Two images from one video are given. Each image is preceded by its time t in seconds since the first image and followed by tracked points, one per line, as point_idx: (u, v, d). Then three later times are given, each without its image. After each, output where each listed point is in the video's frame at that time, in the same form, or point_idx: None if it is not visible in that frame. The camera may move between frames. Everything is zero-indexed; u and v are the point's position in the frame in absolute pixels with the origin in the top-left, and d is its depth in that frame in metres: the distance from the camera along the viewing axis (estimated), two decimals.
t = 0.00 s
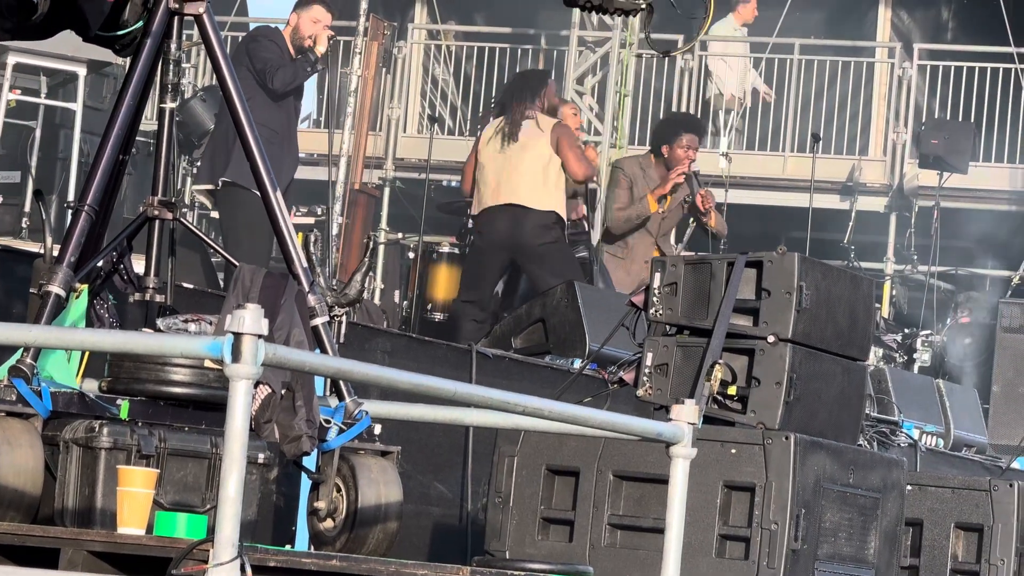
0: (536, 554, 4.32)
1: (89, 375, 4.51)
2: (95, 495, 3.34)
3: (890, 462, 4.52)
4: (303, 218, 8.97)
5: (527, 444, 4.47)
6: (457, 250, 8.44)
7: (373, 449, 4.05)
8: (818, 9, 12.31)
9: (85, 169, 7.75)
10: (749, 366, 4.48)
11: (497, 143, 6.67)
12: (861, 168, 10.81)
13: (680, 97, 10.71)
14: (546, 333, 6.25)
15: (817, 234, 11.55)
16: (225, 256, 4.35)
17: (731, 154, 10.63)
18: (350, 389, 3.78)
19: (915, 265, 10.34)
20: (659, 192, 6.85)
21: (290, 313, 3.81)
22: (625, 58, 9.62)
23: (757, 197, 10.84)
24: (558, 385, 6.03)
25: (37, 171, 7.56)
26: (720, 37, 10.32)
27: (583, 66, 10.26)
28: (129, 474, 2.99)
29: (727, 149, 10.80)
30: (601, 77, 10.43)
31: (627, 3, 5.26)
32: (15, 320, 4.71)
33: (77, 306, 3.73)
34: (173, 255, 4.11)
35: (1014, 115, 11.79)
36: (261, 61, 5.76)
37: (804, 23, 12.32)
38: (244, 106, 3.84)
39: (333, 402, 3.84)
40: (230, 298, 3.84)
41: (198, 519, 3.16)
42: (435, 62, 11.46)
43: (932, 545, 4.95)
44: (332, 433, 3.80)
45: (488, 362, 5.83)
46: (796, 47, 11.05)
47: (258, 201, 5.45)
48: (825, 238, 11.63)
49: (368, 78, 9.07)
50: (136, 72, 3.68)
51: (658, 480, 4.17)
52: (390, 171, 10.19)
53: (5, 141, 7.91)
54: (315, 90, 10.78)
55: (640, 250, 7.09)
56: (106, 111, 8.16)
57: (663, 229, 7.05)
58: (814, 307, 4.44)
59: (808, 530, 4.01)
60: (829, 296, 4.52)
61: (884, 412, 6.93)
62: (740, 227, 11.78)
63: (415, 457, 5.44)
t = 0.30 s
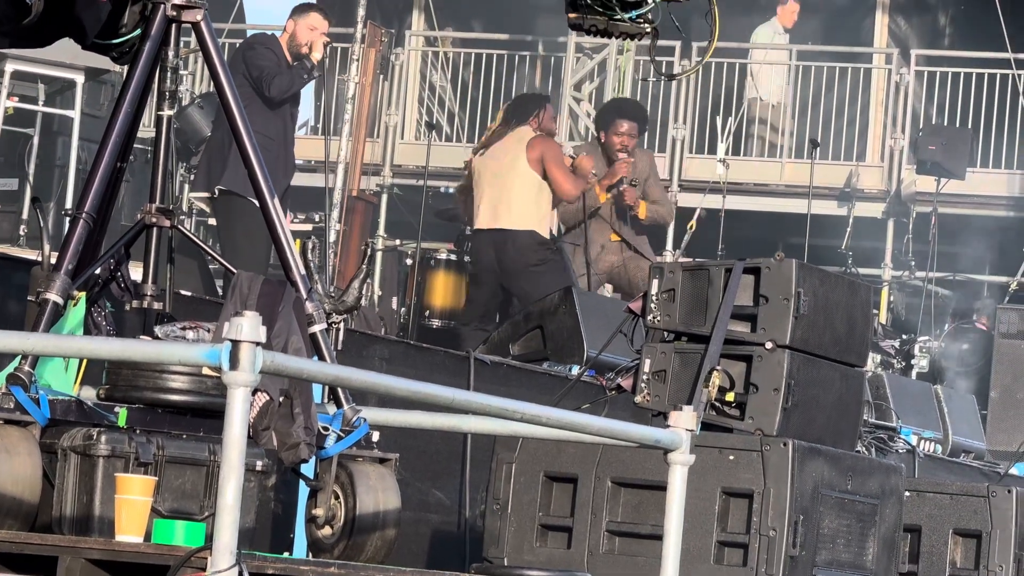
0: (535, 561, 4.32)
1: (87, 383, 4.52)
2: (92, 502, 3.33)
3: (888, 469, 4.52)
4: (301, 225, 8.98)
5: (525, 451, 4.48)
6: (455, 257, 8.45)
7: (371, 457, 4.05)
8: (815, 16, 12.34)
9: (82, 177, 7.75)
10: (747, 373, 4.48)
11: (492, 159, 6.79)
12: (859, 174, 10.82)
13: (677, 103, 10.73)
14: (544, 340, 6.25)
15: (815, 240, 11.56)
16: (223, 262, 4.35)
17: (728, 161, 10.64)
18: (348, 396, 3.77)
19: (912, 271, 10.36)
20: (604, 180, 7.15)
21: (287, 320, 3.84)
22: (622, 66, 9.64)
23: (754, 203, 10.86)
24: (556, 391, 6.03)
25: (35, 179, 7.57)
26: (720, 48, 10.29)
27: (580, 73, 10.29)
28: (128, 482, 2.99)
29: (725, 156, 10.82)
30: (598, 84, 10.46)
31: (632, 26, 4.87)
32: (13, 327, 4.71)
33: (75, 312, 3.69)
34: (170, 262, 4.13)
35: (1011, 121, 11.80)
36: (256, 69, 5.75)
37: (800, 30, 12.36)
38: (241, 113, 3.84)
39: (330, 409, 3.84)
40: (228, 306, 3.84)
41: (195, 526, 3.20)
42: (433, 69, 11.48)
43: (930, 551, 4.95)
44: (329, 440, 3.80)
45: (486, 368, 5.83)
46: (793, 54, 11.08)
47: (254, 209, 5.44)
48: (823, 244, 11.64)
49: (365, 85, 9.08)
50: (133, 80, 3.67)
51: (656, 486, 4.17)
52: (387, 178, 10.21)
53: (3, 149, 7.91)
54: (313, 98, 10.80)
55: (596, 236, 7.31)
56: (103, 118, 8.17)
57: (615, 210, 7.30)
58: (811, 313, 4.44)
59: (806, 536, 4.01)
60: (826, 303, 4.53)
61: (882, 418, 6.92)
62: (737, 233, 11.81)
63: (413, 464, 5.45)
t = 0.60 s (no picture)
0: (535, 572, 4.31)
1: (87, 395, 4.52)
2: (92, 514, 3.33)
3: (888, 479, 4.51)
4: (300, 235, 8.98)
5: (525, 462, 4.48)
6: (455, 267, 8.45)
7: (371, 468, 4.05)
8: (814, 26, 12.35)
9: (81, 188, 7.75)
10: (746, 384, 4.48)
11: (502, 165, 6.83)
12: (858, 184, 10.84)
13: (676, 114, 10.74)
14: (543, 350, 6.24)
15: (813, 250, 11.57)
16: (223, 274, 4.34)
17: (727, 171, 10.65)
18: (347, 407, 3.77)
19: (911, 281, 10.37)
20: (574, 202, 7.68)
21: (287, 331, 3.80)
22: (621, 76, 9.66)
23: (753, 213, 10.87)
24: (556, 402, 6.02)
25: (34, 190, 7.56)
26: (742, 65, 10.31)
27: (578, 83, 10.31)
28: (127, 494, 2.99)
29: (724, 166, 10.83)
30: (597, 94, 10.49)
31: (636, 58, 5.46)
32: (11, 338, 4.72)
33: (74, 324, 3.67)
34: (169, 272, 4.12)
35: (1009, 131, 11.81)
36: (257, 80, 5.76)
37: (798, 40, 12.38)
38: (240, 124, 3.84)
39: (330, 421, 3.84)
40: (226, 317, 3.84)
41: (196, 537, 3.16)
42: (432, 79, 11.50)
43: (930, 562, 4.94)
44: (328, 452, 3.79)
45: (485, 379, 5.84)
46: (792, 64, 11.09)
47: (254, 221, 5.43)
48: (822, 254, 11.64)
49: (364, 96, 9.09)
50: (132, 91, 3.67)
51: (656, 497, 4.17)
52: (386, 188, 10.23)
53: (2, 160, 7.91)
54: (312, 108, 10.81)
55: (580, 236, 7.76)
56: (102, 129, 8.17)
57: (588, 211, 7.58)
58: (811, 324, 4.44)
59: (806, 547, 4.00)
60: (826, 313, 4.53)
61: (881, 428, 6.93)
62: (736, 243, 11.81)
63: (413, 474, 5.45)
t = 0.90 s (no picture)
0: None
1: (88, 408, 4.52)
2: (93, 526, 3.33)
3: (889, 490, 4.51)
4: (300, 247, 8.99)
5: (525, 473, 4.48)
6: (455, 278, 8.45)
7: (371, 479, 4.05)
8: (814, 37, 12.36)
9: (82, 201, 7.75)
10: (747, 395, 4.48)
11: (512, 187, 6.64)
12: (858, 195, 10.86)
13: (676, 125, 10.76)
14: (543, 361, 6.25)
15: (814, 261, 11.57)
16: (223, 286, 4.34)
17: (728, 183, 10.67)
18: (348, 419, 3.77)
19: (912, 292, 10.39)
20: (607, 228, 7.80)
21: (288, 343, 3.86)
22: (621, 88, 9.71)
23: (754, 225, 10.87)
24: (556, 414, 6.03)
25: (34, 203, 7.57)
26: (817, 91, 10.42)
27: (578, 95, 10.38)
28: (129, 505, 2.98)
29: (724, 177, 10.84)
30: (597, 106, 10.54)
31: (640, 91, 5.39)
32: (12, 352, 4.72)
33: (75, 337, 3.71)
34: (170, 284, 4.11)
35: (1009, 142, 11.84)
36: (258, 93, 5.76)
37: (798, 51, 12.39)
38: (240, 137, 3.84)
39: (330, 433, 3.84)
40: (228, 329, 3.90)
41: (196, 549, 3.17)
42: (432, 91, 11.55)
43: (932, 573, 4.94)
44: (329, 463, 3.79)
45: (486, 391, 5.84)
46: (791, 76, 11.12)
47: (255, 232, 5.43)
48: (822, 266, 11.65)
49: (364, 108, 9.09)
50: (132, 104, 3.67)
51: (657, 509, 4.16)
52: (386, 201, 10.26)
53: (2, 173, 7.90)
54: (312, 120, 10.83)
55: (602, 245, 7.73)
56: (102, 141, 8.16)
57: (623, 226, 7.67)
58: (811, 335, 4.44)
59: (807, 558, 4.00)
60: (827, 324, 4.53)
61: (882, 439, 6.93)
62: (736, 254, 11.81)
63: (414, 487, 5.44)
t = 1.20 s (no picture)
0: None
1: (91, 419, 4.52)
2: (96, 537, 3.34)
3: (891, 500, 4.51)
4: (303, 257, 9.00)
5: (528, 483, 4.48)
6: (457, 288, 8.45)
7: (374, 490, 4.06)
8: (815, 47, 12.37)
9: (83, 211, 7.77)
10: (750, 406, 4.48)
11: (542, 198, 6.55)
12: (860, 205, 10.87)
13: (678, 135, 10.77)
14: (546, 372, 6.25)
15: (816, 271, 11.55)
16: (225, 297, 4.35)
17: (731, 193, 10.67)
18: (350, 429, 3.77)
19: (915, 301, 10.39)
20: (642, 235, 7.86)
21: (291, 354, 3.89)
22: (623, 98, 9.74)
23: (756, 235, 10.89)
24: (559, 424, 6.03)
25: (37, 213, 7.58)
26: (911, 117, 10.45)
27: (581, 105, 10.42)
28: (129, 516, 2.75)
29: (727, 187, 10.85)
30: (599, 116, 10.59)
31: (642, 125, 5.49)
32: (14, 363, 4.73)
33: (75, 348, 3.72)
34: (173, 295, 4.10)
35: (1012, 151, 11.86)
36: (262, 104, 5.76)
37: (800, 61, 12.39)
38: (243, 147, 3.85)
39: (333, 443, 3.85)
40: (231, 340, 3.91)
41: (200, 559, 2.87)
42: (434, 101, 11.59)
43: None
44: (332, 474, 3.79)
45: (488, 401, 5.84)
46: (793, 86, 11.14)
47: (258, 242, 5.45)
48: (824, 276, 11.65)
49: (367, 118, 9.11)
50: (134, 114, 3.67)
51: (659, 519, 4.15)
52: (389, 211, 10.28)
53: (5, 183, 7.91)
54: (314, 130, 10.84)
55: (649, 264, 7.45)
56: (105, 152, 8.16)
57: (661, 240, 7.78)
58: (814, 345, 4.44)
59: (810, 568, 4.00)
60: (829, 334, 4.53)
61: (885, 449, 6.94)
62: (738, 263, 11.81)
63: (416, 497, 5.45)
